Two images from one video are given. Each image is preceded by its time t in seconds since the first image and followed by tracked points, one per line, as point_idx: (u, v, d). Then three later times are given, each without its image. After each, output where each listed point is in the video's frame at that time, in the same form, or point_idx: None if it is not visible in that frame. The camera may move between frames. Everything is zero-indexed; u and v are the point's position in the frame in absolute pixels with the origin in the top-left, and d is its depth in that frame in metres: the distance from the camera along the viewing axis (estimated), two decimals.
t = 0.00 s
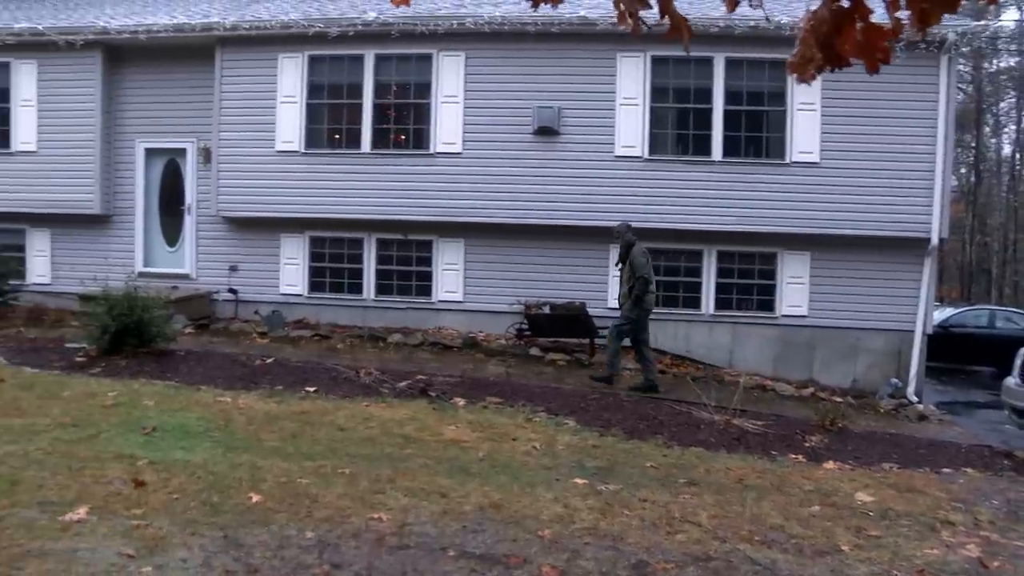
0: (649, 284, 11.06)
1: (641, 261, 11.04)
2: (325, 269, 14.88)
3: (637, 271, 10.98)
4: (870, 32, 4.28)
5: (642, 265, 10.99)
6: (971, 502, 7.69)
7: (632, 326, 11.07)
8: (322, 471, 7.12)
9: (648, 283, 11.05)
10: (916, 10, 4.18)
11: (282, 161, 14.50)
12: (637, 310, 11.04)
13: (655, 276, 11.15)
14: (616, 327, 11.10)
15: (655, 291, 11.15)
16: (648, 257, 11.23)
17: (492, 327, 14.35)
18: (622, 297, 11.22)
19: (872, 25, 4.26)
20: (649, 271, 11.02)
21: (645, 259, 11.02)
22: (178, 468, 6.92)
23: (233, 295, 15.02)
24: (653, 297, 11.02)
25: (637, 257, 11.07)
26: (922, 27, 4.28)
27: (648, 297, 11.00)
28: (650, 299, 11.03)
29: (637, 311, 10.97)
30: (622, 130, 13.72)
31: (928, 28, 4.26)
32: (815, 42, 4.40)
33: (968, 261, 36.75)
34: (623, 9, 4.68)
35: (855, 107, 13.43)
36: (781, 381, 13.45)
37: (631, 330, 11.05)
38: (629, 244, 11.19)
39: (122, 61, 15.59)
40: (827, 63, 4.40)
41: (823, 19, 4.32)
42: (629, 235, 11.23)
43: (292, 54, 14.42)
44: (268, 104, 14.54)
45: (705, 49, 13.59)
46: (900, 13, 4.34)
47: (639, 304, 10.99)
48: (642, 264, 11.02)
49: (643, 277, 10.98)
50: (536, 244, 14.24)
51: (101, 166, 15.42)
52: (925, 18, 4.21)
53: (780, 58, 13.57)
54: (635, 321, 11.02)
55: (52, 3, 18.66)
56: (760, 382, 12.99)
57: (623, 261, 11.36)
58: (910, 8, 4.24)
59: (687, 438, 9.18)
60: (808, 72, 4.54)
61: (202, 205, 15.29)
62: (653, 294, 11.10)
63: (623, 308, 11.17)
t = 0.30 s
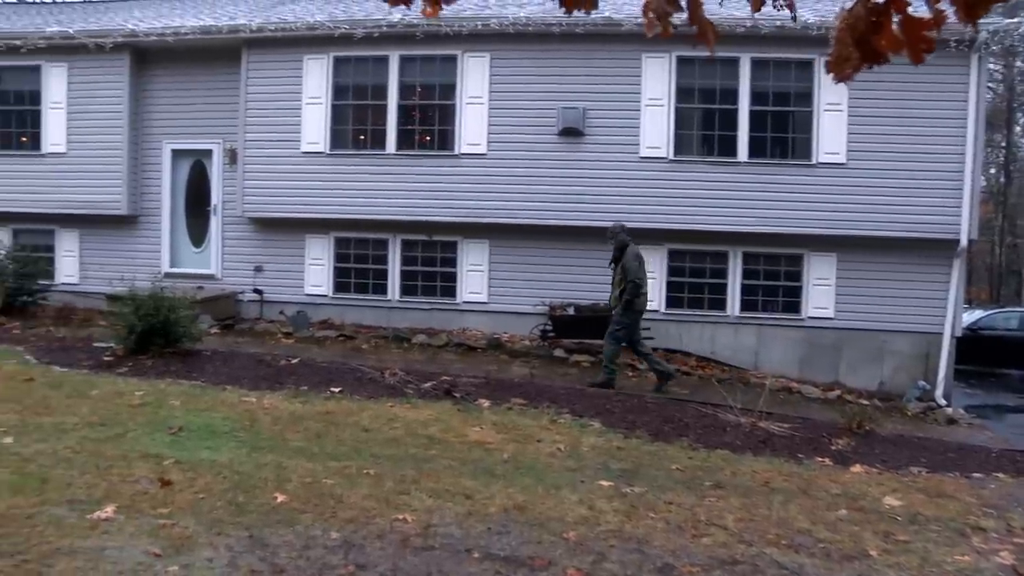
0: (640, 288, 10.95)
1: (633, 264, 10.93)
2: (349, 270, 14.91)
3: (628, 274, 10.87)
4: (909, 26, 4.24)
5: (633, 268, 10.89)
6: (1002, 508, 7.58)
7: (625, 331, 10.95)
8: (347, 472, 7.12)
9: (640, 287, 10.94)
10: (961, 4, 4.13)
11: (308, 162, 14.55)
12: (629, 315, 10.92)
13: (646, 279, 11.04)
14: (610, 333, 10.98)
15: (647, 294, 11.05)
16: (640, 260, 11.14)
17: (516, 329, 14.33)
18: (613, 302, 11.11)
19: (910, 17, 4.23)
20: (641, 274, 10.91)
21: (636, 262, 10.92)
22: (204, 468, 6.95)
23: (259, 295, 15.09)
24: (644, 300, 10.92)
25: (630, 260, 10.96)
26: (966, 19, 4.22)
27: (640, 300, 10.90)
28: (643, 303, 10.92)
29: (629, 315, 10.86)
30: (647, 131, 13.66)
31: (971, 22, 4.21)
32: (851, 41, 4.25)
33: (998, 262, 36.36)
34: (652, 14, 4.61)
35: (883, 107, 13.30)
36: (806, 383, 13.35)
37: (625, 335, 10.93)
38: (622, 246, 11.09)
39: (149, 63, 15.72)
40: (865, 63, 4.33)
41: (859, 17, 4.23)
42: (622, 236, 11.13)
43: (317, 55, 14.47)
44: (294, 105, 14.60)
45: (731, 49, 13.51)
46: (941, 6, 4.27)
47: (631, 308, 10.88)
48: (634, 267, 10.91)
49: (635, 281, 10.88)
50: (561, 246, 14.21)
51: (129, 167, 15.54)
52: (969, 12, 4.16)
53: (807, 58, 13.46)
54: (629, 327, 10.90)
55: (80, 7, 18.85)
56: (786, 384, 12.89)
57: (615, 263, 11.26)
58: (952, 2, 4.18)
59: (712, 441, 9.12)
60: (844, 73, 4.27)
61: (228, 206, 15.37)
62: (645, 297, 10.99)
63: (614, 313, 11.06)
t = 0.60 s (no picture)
0: (636, 285, 10.95)
1: (627, 262, 10.88)
2: (373, 273, 14.95)
3: (623, 274, 10.84)
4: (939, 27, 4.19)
5: (628, 265, 10.83)
6: None
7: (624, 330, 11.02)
8: (372, 475, 7.12)
9: (635, 284, 10.93)
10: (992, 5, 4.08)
11: (331, 166, 14.60)
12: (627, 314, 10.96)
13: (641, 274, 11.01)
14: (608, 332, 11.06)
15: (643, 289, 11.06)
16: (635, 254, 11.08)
17: (540, 332, 14.30)
18: (609, 298, 11.13)
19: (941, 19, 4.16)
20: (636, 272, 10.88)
21: (632, 259, 10.86)
22: (230, 470, 6.97)
23: (283, 298, 15.17)
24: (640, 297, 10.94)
25: (624, 256, 10.90)
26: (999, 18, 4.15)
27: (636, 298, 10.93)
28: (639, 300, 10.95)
29: (626, 314, 10.89)
30: (670, 133, 13.61)
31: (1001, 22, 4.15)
32: (880, 41, 4.22)
33: None
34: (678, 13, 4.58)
35: (909, 108, 13.17)
36: (832, 386, 13.24)
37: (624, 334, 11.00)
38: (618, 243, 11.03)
39: (174, 69, 15.83)
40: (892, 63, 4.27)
41: (887, 18, 4.15)
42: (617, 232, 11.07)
43: (340, 59, 14.52)
44: (317, 109, 14.65)
45: (755, 50, 13.43)
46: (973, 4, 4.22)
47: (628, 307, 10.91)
48: (628, 265, 10.86)
49: (630, 278, 10.86)
50: (585, 248, 14.17)
51: (154, 172, 15.64)
52: (1000, 12, 4.10)
53: (832, 58, 13.34)
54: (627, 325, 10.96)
55: (107, 14, 19.03)
56: (811, 388, 12.79)
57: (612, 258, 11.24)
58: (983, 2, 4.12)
59: (737, 444, 9.05)
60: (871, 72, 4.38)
61: (252, 210, 15.45)
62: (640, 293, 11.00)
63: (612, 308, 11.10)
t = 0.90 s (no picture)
0: (624, 287, 10.98)
1: (614, 265, 10.93)
2: (394, 276, 14.97)
3: (610, 277, 10.89)
4: (968, 25, 4.11)
5: (615, 268, 10.88)
6: None
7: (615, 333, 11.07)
8: (394, 478, 7.12)
9: (623, 287, 10.97)
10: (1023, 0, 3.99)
11: (353, 169, 14.63)
12: (616, 317, 11.02)
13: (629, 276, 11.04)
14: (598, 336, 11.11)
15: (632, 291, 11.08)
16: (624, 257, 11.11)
17: (561, 334, 14.27)
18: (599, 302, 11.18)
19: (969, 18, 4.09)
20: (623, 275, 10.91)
21: (619, 262, 10.90)
22: (252, 473, 6.99)
23: (304, 301, 15.23)
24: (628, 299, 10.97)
25: (611, 260, 10.96)
26: None
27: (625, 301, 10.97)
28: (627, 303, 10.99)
29: (617, 316, 10.95)
30: (692, 135, 13.55)
31: None
32: (908, 39, 4.18)
33: None
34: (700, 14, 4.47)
35: (934, 108, 13.05)
36: (855, 389, 13.13)
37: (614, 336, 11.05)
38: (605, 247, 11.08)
39: (197, 73, 15.93)
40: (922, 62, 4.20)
41: (916, 16, 4.09)
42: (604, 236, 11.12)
43: (361, 63, 14.55)
44: (338, 113, 14.68)
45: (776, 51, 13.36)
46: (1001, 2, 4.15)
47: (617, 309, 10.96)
48: (615, 268, 10.90)
49: (618, 281, 10.90)
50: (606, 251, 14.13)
51: (177, 176, 15.73)
52: None
53: (855, 58, 13.24)
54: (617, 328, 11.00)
55: (130, 20, 19.18)
56: (834, 391, 12.69)
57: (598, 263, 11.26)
58: None
59: (760, 448, 8.99)
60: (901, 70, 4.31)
61: (274, 213, 15.51)
62: (628, 296, 11.03)
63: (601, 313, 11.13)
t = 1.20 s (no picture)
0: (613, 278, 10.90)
1: (605, 255, 10.82)
2: (417, 276, 14.98)
3: (600, 266, 10.77)
4: (1008, 23, 3.88)
5: (606, 258, 10.76)
6: None
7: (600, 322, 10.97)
8: (415, 477, 7.10)
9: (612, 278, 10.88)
10: None
11: (376, 168, 14.65)
12: (602, 306, 10.93)
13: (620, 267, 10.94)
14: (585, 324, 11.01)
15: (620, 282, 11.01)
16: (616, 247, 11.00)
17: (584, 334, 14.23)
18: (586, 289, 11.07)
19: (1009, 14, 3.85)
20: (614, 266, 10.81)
21: (611, 252, 10.79)
22: (275, 471, 7.00)
23: (327, 300, 15.26)
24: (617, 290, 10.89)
25: (602, 249, 10.84)
26: None
27: (612, 291, 10.88)
28: (615, 293, 10.90)
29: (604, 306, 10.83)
30: (716, 135, 13.47)
31: None
32: (944, 38, 3.98)
33: None
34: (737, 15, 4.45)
35: (962, 109, 12.90)
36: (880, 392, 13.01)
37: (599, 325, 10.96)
38: (598, 236, 10.95)
39: (221, 73, 16.01)
40: (959, 62, 4.00)
41: (953, 13, 3.92)
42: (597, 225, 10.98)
43: (385, 62, 14.57)
44: (361, 112, 14.71)
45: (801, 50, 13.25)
46: None
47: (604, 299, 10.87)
48: (606, 258, 10.79)
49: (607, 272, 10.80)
50: (629, 251, 14.07)
51: (201, 175, 15.81)
52: None
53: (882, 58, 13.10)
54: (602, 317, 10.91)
55: (156, 21, 19.31)
56: (859, 393, 12.57)
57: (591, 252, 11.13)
58: None
59: (784, 450, 8.91)
60: (934, 70, 4.07)
61: (297, 212, 15.56)
62: (617, 286, 10.94)
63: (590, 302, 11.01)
